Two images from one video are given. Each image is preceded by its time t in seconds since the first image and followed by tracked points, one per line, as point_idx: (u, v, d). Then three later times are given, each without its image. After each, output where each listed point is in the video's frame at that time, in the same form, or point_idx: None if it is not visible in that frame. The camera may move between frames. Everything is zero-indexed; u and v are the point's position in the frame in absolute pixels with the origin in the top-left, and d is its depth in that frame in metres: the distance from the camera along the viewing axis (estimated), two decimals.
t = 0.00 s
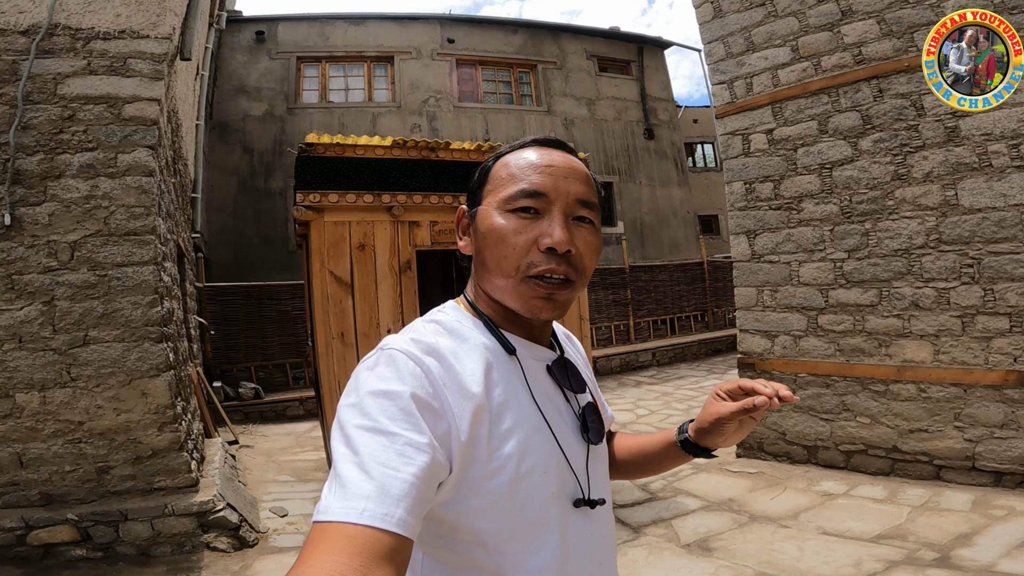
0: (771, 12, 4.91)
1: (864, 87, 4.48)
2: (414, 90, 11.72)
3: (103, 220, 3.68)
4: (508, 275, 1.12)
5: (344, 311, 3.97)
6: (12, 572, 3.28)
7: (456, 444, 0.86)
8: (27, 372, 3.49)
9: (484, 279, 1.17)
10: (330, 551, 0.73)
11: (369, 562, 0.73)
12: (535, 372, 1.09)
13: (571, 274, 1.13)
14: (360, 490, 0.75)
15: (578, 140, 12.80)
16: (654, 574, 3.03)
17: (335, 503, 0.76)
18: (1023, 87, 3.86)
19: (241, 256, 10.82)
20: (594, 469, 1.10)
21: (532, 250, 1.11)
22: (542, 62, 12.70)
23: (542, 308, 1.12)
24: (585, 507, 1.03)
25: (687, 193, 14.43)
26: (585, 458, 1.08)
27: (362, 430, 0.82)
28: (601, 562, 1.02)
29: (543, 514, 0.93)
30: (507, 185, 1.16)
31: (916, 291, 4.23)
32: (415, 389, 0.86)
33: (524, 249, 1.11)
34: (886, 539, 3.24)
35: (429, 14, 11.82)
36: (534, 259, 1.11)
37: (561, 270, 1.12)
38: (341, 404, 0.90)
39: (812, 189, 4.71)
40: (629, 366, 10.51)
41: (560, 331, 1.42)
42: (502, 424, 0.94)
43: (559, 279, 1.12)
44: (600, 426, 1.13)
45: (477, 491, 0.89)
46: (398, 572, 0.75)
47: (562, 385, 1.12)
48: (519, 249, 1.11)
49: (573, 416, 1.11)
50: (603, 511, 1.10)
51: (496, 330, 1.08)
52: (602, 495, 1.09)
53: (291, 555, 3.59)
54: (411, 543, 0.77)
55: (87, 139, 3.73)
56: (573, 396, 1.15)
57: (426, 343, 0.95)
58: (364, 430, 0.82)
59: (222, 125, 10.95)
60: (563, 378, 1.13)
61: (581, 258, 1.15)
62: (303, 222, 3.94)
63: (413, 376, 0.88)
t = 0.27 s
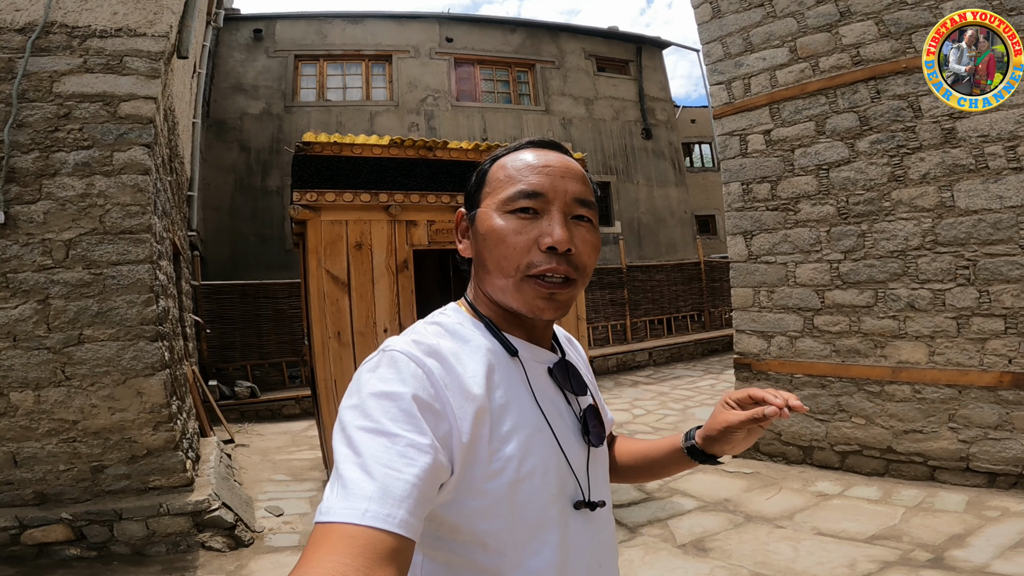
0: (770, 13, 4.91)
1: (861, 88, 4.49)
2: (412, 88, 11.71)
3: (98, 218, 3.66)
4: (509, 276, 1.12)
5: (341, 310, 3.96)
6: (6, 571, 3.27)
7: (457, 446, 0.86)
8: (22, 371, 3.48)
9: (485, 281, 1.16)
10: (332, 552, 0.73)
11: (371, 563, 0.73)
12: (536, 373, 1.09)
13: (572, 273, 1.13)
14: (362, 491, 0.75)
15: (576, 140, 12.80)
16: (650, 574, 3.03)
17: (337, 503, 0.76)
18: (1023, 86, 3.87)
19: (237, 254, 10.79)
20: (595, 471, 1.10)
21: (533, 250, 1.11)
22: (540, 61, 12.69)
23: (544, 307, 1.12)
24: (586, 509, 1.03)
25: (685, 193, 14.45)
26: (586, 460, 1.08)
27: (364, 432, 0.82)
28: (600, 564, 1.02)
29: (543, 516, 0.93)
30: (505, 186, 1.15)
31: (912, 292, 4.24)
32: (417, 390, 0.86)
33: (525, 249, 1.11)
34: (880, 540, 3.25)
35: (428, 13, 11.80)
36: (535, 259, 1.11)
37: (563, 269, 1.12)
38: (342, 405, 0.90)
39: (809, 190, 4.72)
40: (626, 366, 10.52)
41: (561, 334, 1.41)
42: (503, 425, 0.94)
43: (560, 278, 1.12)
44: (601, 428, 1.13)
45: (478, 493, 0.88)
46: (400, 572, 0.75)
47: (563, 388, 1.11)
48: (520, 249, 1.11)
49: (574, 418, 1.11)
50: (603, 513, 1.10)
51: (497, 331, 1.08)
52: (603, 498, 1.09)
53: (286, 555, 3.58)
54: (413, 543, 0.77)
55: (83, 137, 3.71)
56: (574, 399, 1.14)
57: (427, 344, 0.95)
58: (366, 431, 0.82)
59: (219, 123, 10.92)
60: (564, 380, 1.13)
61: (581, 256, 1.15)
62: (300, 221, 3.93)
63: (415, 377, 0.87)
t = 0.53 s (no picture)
0: (770, 15, 4.92)
1: (860, 90, 4.50)
2: (412, 90, 11.72)
3: (98, 219, 3.67)
4: (510, 276, 1.12)
5: (340, 311, 3.97)
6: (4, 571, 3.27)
7: (457, 446, 0.87)
8: (21, 371, 3.48)
9: (486, 280, 1.17)
10: (333, 552, 0.73)
11: (371, 563, 0.74)
12: (536, 374, 1.09)
13: (574, 276, 1.14)
14: (363, 490, 0.75)
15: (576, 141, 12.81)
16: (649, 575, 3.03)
17: (338, 503, 0.76)
18: (1023, 87, 3.87)
19: (237, 255, 10.79)
20: (594, 472, 1.10)
21: (535, 251, 1.11)
22: (540, 63, 12.71)
23: (544, 309, 1.12)
24: (586, 510, 1.03)
25: (684, 195, 14.46)
26: (586, 461, 1.09)
27: (364, 431, 0.82)
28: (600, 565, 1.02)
29: (542, 516, 0.93)
30: (509, 186, 1.16)
31: (910, 294, 4.25)
32: (418, 390, 0.86)
33: (526, 249, 1.11)
34: (878, 542, 3.26)
35: (428, 15, 11.82)
36: (537, 260, 1.11)
37: (564, 270, 1.12)
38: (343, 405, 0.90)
39: (808, 192, 4.73)
40: (625, 368, 10.52)
41: (561, 334, 1.43)
42: (503, 426, 0.94)
43: (561, 280, 1.13)
44: (601, 429, 1.13)
45: (478, 493, 0.89)
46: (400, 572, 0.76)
47: (563, 388, 1.12)
48: (522, 249, 1.12)
49: (574, 419, 1.11)
50: (603, 514, 1.10)
51: (497, 331, 1.09)
52: (602, 498, 1.09)
53: (285, 555, 3.58)
54: (413, 543, 0.78)
55: (84, 138, 3.72)
56: (573, 399, 1.15)
57: (428, 343, 0.95)
58: (366, 431, 0.82)
59: (220, 124, 10.93)
60: (564, 381, 1.13)
61: (584, 258, 1.16)
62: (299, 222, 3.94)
63: (415, 377, 0.88)
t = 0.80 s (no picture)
0: (763, 16, 4.95)
1: (853, 89, 4.52)
2: (410, 92, 11.74)
3: (98, 222, 3.68)
4: (514, 271, 1.13)
5: (338, 312, 3.98)
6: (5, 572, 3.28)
7: (454, 444, 0.88)
8: (22, 373, 3.49)
9: (490, 274, 1.18)
10: (329, 551, 0.74)
11: (369, 562, 0.75)
12: (535, 372, 1.10)
13: (578, 273, 1.14)
14: (360, 490, 0.77)
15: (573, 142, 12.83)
16: (647, 573, 3.05)
17: (334, 502, 0.77)
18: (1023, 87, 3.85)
19: (235, 257, 10.80)
20: (595, 470, 1.11)
21: (541, 246, 1.13)
22: (537, 64, 12.74)
23: (546, 306, 1.12)
24: (585, 509, 1.04)
25: (682, 195, 14.49)
26: (585, 459, 1.09)
27: (361, 429, 0.83)
28: (600, 564, 1.03)
29: (541, 515, 0.94)
30: (518, 178, 1.17)
31: (904, 292, 4.27)
32: (415, 388, 0.87)
33: (531, 245, 1.13)
34: (875, 539, 3.27)
35: (425, 17, 11.84)
36: (542, 257, 1.12)
37: (568, 267, 1.13)
38: (341, 402, 0.92)
39: (802, 192, 4.75)
40: (623, 368, 10.53)
41: (565, 325, 1.46)
42: (500, 424, 0.95)
43: (564, 277, 1.13)
44: (601, 429, 1.14)
45: (475, 491, 0.90)
46: (397, 571, 0.77)
47: (564, 387, 1.13)
48: (528, 244, 1.13)
49: (573, 417, 1.12)
50: (603, 513, 1.11)
51: (498, 330, 1.10)
52: (602, 497, 1.10)
53: (285, 556, 3.59)
54: (411, 542, 0.79)
55: (83, 141, 3.73)
56: (574, 398, 1.15)
57: (425, 342, 0.97)
58: (363, 428, 0.83)
59: (217, 126, 10.94)
60: (565, 379, 1.14)
61: (589, 256, 1.17)
62: (297, 224, 3.95)
63: (413, 376, 0.89)
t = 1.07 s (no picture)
0: (754, 23, 5.02)
1: (840, 97, 4.60)
2: (404, 92, 11.76)
3: (93, 220, 3.68)
4: (511, 266, 1.16)
5: (331, 311, 4.00)
6: None
7: (455, 444, 0.90)
8: (14, 370, 3.49)
9: (486, 272, 1.20)
10: (330, 551, 0.77)
11: (369, 562, 0.77)
12: (536, 369, 1.12)
13: (573, 261, 1.17)
14: (360, 491, 0.79)
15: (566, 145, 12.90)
16: (632, 571, 3.10)
17: (335, 503, 0.80)
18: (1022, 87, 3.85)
19: (227, 256, 10.77)
20: (596, 467, 1.13)
21: (534, 239, 1.15)
22: (532, 67, 12.80)
23: (547, 296, 1.16)
24: (588, 506, 1.06)
25: (674, 199, 14.59)
26: (587, 457, 1.11)
27: (362, 430, 0.86)
28: (604, 560, 1.05)
29: (544, 513, 0.96)
30: (503, 176, 1.20)
31: (885, 297, 4.36)
32: (414, 389, 0.90)
33: (525, 238, 1.16)
34: (853, 538, 3.34)
35: (420, 18, 11.87)
36: (536, 248, 1.15)
37: (563, 256, 1.16)
38: (342, 403, 0.94)
39: (789, 198, 4.83)
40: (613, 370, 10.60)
41: (564, 322, 1.49)
42: (502, 423, 0.97)
43: (561, 265, 1.16)
44: (602, 426, 1.16)
45: (478, 490, 0.92)
46: (398, 572, 0.79)
47: (564, 383, 1.14)
48: (520, 238, 1.16)
49: (575, 414, 1.14)
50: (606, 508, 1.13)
51: (498, 328, 1.12)
52: (605, 494, 1.11)
53: (275, 553, 3.61)
54: (411, 542, 0.81)
55: (79, 140, 3.73)
56: (575, 395, 1.17)
57: (425, 341, 0.99)
58: (364, 429, 0.86)
59: (211, 125, 10.92)
60: (565, 376, 1.15)
61: (582, 243, 1.20)
62: (292, 224, 3.97)
63: (412, 376, 0.91)
